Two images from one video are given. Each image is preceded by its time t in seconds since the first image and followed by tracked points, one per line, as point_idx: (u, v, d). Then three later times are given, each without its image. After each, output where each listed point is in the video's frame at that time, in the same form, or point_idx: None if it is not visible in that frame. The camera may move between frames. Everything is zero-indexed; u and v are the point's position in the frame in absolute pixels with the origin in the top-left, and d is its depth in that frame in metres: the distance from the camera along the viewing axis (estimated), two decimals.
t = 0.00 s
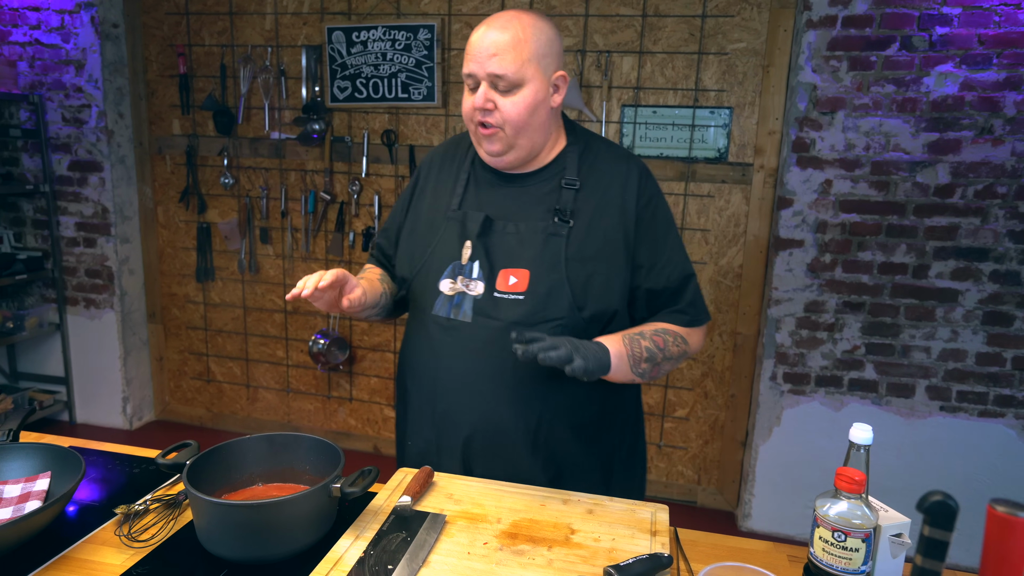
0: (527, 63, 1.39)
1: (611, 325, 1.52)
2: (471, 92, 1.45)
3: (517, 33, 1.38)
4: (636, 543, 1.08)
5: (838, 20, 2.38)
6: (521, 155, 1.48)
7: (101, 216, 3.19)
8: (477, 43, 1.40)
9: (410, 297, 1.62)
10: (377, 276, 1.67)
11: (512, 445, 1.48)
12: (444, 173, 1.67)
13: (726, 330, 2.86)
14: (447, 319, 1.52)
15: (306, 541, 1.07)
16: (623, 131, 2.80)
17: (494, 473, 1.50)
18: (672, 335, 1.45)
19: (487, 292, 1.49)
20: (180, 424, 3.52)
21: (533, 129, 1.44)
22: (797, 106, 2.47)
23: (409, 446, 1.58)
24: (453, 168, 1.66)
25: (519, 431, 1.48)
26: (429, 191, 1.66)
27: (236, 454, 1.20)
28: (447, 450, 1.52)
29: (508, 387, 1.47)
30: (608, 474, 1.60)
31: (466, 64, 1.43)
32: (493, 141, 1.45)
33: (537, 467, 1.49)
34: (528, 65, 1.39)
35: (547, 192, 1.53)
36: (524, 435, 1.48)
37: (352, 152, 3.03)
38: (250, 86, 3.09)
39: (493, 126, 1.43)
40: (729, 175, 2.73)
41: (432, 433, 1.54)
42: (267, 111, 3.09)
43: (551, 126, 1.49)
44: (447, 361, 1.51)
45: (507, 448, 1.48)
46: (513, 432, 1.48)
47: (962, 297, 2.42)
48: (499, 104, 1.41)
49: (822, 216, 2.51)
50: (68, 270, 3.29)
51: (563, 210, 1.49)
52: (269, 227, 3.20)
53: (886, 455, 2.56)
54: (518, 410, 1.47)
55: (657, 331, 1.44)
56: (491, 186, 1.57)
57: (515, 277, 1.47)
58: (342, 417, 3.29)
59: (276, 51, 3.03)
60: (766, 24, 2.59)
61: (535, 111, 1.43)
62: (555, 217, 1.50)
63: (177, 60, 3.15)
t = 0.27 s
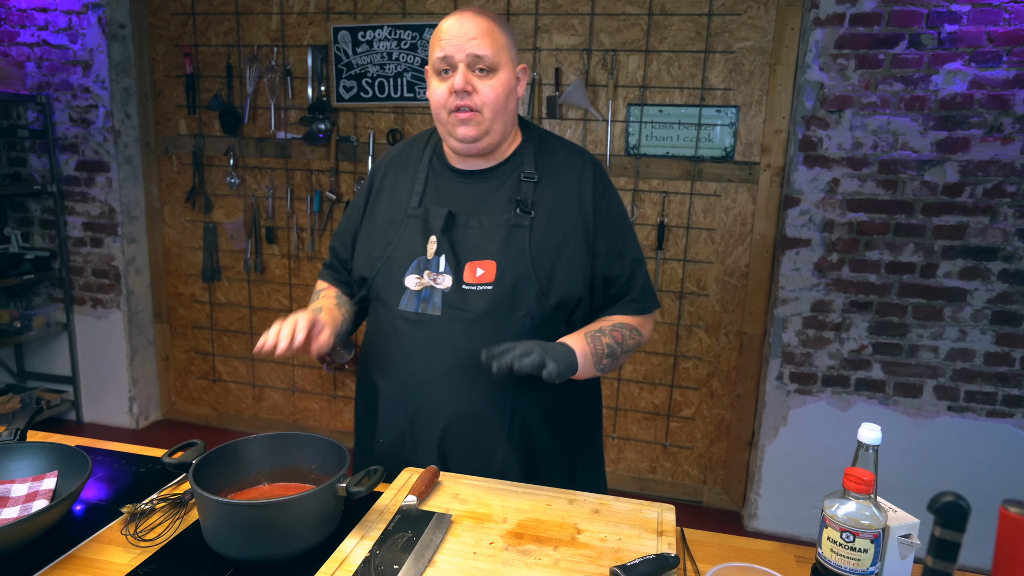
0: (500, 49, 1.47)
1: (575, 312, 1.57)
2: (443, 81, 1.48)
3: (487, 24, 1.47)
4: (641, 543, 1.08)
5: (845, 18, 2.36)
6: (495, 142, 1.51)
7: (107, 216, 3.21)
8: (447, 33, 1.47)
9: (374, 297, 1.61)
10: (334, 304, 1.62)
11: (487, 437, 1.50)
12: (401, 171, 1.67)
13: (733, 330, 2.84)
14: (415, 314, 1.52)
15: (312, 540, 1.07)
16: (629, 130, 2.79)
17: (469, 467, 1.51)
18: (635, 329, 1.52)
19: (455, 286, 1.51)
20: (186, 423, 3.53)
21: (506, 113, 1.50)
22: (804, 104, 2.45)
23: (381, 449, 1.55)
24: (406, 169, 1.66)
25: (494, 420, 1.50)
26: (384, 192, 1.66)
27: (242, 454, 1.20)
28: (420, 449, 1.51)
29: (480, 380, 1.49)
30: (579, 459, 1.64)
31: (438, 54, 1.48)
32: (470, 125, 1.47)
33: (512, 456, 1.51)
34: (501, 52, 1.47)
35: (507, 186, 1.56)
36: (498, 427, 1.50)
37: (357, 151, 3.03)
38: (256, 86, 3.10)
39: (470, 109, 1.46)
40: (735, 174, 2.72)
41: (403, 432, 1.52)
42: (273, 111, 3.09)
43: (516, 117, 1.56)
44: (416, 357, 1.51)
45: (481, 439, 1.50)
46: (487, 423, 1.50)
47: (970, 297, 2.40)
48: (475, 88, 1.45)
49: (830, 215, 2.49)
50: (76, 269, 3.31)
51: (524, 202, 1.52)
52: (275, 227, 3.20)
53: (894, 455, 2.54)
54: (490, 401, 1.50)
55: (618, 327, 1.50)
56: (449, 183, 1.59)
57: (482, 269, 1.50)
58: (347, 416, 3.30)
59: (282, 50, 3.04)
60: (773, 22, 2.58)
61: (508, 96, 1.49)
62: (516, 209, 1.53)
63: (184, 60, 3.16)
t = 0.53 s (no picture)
0: (480, 44, 1.50)
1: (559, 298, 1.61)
2: (424, 71, 1.48)
3: (466, 19, 1.49)
4: (649, 544, 1.07)
5: (853, 17, 2.35)
6: (474, 134, 1.52)
7: (115, 215, 3.22)
8: (428, 25, 1.47)
9: (358, 299, 1.58)
10: (314, 321, 1.62)
11: (485, 427, 1.51)
12: (371, 172, 1.65)
13: (739, 330, 2.83)
14: (406, 310, 1.51)
15: (319, 540, 1.06)
16: (636, 130, 2.78)
17: (471, 459, 1.51)
18: (619, 312, 1.62)
19: (445, 279, 1.50)
20: (192, 422, 3.54)
21: (486, 107, 1.52)
22: (811, 104, 2.44)
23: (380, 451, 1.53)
24: (379, 171, 1.64)
25: (492, 408, 1.51)
26: (358, 195, 1.64)
27: (248, 453, 1.20)
28: (419, 447, 1.50)
29: (475, 372, 1.49)
30: (569, 442, 1.69)
31: (418, 45, 1.48)
32: (451, 115, 1.47)
33: (511, 444, 1.53)
34: (481, 46, 1.50)
35: (486, 179, 1.57)
36: (496, 416, 1.51)
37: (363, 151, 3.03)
38: (263, 86, 3.10)
39: (452, 100, 1.47)
40: (742, 175, 2.71)
41: (401, 431, 1.51)
42: (279, 111, 3.10)
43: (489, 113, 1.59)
44: (410, 354, 1.50)
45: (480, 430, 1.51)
46: (486, 412, 1.51)
47: (979, 297, 2.38)
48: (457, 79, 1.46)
49: (837, 215, 2.48)
50: (83, 269, 3.32)
51: (504, 193, 1.55)
52: (281, 226, 3.21)
53: (901, 456, 2.53)
54: (487, 393, 1.50)
55: (608, 310, 1.61)
56: (426, 181, 1.59)
57: (470, 260, 1.51)
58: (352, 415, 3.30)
59: (289, 51, 3.04)
60: (780, 22, 2.57)
61: (487, 90, 1.51)
62: (497, 201, 1.55)
63: (190, 60, 3.17)
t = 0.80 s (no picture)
0: (471, 50, 1.51)
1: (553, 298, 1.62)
2: (417, 76, 1.48)
3: (457, 26, 1.51)
4: (652, 550, 1.07)
5: (858, 21, 2.35)
6: (465, 138, 1.51)
7: (119, 218, 3.23)
8: (421, 31, 1.48)
9: (353, 305, 1.57)
10: (310, 329, 1.62)
11: (486, 428, 1.52)
12: (360, 178, 1.64)
13: (743, 334, 2.83)
14: (404, 315, 1.51)
15: (322, 545, 1.06)
16: (639, 133, 2.79)
17: (473, 460, 1.52)
18: (612, 310, 1.64)
19: (441, 283, 1.50)
20: (196, 425, 3.55)
21: (477, 112, 1.51)
22: (816, 108, 2.44)
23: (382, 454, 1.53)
24: (369, 176, 1.63)
25: (493, 409, 1.52)
26: (349, 201, 1.63)
27: (251, 458, 1.20)
28: (422, 449, 1.50)
29: (475, 373, 1.50)
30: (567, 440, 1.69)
31: (411, 50, 1.48)
32: (444, 116, 1.46)
33: (513, 443, 1.53)
34: (472, 52, 1.51)
35: (479, 183, 1.57)
36: (497, 416, 1.52)
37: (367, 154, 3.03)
38: (267, 89, 3.12)
39: (444, 101, 1.46)
40: (746, 178, 2.71)
41: (403, 434, 1.51)
42: (283, 114, 3.10)
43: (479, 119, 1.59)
44: (409, 358, 1.50)
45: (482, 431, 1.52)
46: (487, 413, 1.51)
47: (984, 302, 2.37)
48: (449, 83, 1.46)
49: (841, 219, 2.47)
50: (88, 272, 3.33)
51: (497, 196, 1.55)
52: (285, 229, 3.21)
53: (906, 461, 2.51)
54: (487, 394, 1.51)
55: (601, 309, 1.63)
56: (418, 185, 1.58)
57: (466, 263, 1.51)
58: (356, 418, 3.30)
59: (293, 54, 3.05)
60: (784, 26, 2.56)
61: (478, 95, 1.51)
62: (490, 204, 1.55)
63: (195, 64, 3.18)
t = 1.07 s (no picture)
0: (466, 53, 1.51)
1: (548, 298, 1.62)
2: (412, 78, 1.48)
3: (453, 28, 1.51)
4: (651, 551, 1.07)
5: (856, 23, 2.35)
6: (460, 140, 1.52)
7: (118, 219, 3.23)
8: (416, 34, 1.48)
9: (349, 306, 1.57)
10: (308, 327, 1.61)
11: (483, 428, 1.52)
12: (355, 180, 1.64)
13: (742, 335, 2.83)
14: (401, 315, 1.51)
15: (320, 547, 1.06)
16: (638, 134, 2.79)
17: (470, 460, 1.52)
18: (607, 310, 1.65)
19: (438, 283, 1.50)
20: (194, 427, 3.54)
21: (472, 114, 1.52)
22: (814, 109, 2.44)
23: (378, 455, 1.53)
24: (365, 177, 1.63)
25: (489, 408, 1.52)
26: (344, 202, 1.63)
27: (250, 459, 1.20)
28: (418, 450, 1.50)
29: (472, 373, 1.50)
30: (564, 440, 1.69)
31: (406, 53, 1.48)
32: (439, 120, 1.46)
33: (509, 443, 1.53)
34: (467, 55, 1.51)
35: (474, 184, 1.58)
36: (494, 416, 1.52)
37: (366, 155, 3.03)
38: (266, 90, 3.12)
39: (439, 105, 1.46)
40: (745, 179, 2.71)
41: (400, 434, 1.51)
42: (282, 115, 3.10)
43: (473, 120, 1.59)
44: (406, 358, 1.50)
45: (479, 431, 1.52)
46: (484, 412, 1.51)
47: (983, 303, 2.38)
48: (444, 87, 1.47)
49: (840, 220, 2.47)
50: (86, 273, 3.32)
51: (492, 197, 1.55)
52: (283, 231, 3.21)
53: (905, 462, 2.51)
54: (483, 393, 1.51)
55: (596, 309, 1.63)
56: (413, 187, 1.58)
57: (461, 263, 1.51)
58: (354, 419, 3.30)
59: (292, 55, 3.05)
60: (783, 27, 2.57)
61: (473, 97, 1.52)
62: (485, 205, 1.56)
63: (194, 65, 3.18)
